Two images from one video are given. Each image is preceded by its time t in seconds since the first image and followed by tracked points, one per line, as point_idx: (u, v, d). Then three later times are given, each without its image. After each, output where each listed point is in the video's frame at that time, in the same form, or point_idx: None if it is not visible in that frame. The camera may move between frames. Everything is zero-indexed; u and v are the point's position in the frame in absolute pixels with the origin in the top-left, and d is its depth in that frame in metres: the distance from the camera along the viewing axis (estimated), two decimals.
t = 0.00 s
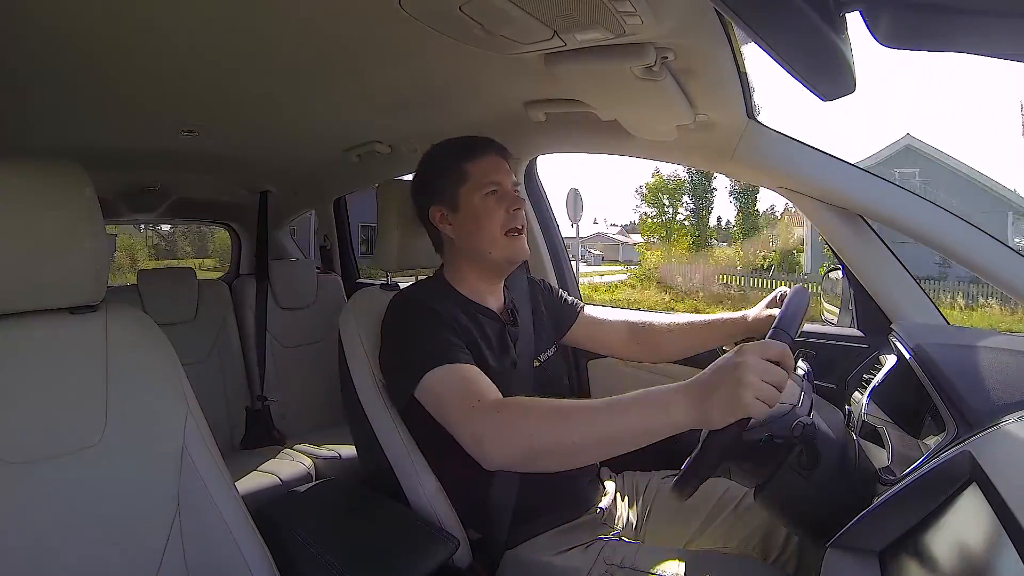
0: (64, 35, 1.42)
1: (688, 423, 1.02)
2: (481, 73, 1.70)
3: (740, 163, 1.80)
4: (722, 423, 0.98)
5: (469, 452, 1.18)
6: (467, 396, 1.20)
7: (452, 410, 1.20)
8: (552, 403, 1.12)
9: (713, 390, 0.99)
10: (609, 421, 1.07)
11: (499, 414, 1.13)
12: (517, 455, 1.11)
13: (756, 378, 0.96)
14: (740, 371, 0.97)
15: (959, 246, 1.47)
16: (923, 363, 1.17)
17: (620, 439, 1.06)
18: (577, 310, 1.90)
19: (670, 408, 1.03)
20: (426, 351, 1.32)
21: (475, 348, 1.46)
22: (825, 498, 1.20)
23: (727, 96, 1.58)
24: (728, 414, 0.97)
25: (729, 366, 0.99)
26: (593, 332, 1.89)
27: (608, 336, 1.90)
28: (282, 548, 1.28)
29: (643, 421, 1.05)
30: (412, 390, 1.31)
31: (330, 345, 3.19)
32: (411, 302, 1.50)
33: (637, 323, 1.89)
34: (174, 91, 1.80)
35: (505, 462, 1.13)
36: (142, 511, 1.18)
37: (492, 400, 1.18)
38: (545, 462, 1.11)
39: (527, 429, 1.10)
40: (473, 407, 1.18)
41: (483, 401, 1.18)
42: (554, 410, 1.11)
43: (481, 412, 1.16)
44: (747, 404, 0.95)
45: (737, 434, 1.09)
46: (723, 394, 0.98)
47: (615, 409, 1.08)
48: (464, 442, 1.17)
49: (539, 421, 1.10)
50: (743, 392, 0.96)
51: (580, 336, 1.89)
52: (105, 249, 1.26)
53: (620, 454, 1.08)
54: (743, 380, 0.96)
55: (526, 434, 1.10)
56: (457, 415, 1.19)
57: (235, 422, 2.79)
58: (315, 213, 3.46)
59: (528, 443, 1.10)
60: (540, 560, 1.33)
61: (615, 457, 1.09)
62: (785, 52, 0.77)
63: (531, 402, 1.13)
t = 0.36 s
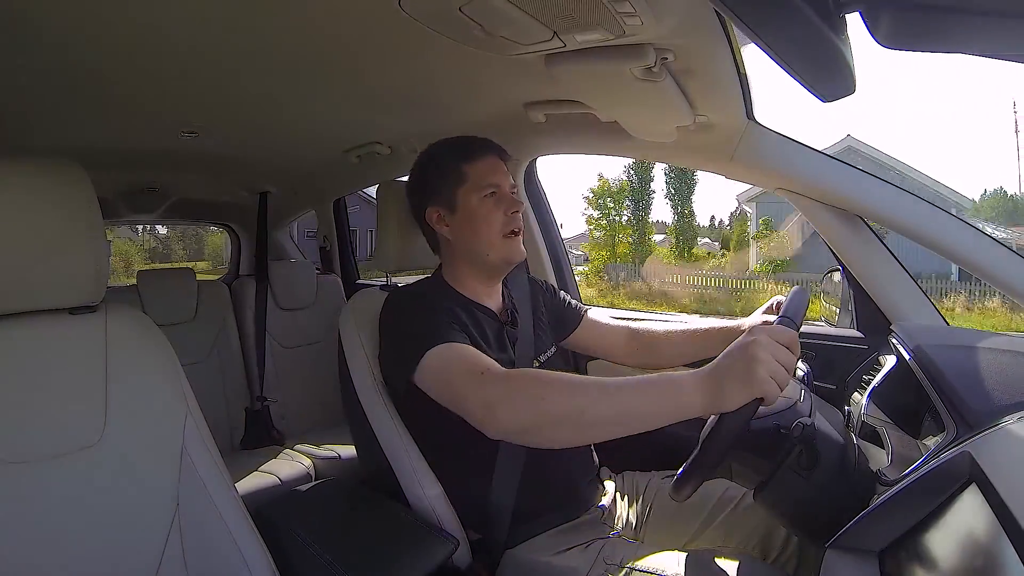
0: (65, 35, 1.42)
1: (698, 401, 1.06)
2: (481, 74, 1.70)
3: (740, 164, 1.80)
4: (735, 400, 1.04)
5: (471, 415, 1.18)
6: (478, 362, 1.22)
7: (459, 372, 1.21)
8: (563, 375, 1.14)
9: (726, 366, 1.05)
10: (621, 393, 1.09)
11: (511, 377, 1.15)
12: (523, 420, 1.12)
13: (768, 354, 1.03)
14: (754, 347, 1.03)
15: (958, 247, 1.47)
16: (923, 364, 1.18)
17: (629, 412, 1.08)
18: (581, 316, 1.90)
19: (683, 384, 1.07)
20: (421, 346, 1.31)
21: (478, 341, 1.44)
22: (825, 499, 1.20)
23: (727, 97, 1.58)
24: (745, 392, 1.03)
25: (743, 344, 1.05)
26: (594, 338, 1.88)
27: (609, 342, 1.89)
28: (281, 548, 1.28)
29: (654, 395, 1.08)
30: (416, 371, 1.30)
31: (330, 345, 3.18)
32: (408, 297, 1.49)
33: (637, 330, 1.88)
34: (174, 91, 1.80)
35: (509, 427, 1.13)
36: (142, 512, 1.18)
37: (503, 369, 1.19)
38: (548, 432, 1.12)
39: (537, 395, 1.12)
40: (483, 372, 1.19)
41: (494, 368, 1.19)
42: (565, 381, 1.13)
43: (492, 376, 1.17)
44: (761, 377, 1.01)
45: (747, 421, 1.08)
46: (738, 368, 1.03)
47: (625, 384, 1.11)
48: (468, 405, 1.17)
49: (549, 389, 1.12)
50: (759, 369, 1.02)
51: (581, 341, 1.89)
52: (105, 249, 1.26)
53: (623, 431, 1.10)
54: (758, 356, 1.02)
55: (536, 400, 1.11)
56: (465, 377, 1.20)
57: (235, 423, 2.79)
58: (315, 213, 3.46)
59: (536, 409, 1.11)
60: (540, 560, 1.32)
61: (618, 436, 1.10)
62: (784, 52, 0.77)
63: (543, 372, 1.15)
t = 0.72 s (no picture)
0: (64, 36, 1.42)
1: (699, 399, 1.05)
2: (481, 74, 1.70)
3: (740, 163, 1.80)
4: (735, 399, 1.03)
5: (470, 408, 1.19)
6: (481, 357, 1.23)
7: (460, 365, 1.22)
8: (565, 371, 1.14)
9: (727, 364, 1.04)
10: (620, 390, 1.09)
11: (512, 371, 1.15)
12: (521, 414, 1.12)
13: (769, 352, 1.02)
14: (755, 343, 1.02)
15: (959, 247, 1.47)
16: (924, 364, 1.17)
17: (627, 409, 1.08)
18: (576, 305, 1.88)
19: (684, 381, 1.07)
20: (420, 346, 1.31)
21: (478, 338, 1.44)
22: (824, 500, 1.20)
23: (727, 97, 1.58)
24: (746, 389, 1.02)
25: (745, 341, 1.04)
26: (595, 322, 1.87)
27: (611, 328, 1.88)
28: (280, 548, 1.27)
29: (654, 392, 1.07)
30: (415, 368, 1.31)
31: (329, 345, 3.18)
32: (408, 294, 1.49)
33: (641, 310, 1.88)
34: (174, 91, 1.80)
35: (507, 420, 1.14)
36: (141, 511, 1.18)
37: (504, 364, 1.20)
38: (547, 427, 1.12)
39: (537, 389, 1.12)
40: (484, 366, 1.20)
41: (496, 362, 1.20)
42: (565, 376, 1.13)
43: (493, 369, 1.18)
44: (761, 374, 1.00)
45: (749, 420, 1.06)
46: (738, 365, 1.03)
47: (626, 381, 1.10)
48: (468, 397, 1.18)
49: (549, 384, 1.12)
50: (760, 365, 1.01)
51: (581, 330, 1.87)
52: (105, 249, 1.26)
53: (622, 428, 1.09)
54: (758, 353, 1.02)
55: (535, 395, 1.12)
56: (466, 370, 1.21)
57: (234, 422, 2.79)
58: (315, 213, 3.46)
59: (534, 404, 1.11)
60: (540, 560, 1.32)
61: (617, 433, 1.10)
62: (784, 52, 0.77)
63: (544, 367, 1.15)
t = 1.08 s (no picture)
0: (64, 36, 1.42)
1: (699, 397, 1.05)
2: (481, 74, 1.70)
3: (740, 163, 1.80)
4: (736, 397, 1.02)
5: (471, 405, 1.19)
6: (482, 354, 1.23)
7: (461, 362, 1.22)
8: (565, 369, 1.14)
9: (728, 362, 1.04)
10: (621, 387, 1.09)
11: (513, 369, 1.16)
12: (521, 411, 1.12)
13: (771, 350, 1.01)
14: (756, 342, 1.02)
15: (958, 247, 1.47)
16: (924, 364, 1.17)
17: (628, 407, 1.07)
18: (579, 302, 1.89)
19: (684, 379, 1.07)
20: (420, 346, 1.31)
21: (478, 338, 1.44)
22: (825, 499, 1.20)
23: (727, 97, 1.58)
24: (746, 388, 1.01)
25: (745, 340, 1.04)
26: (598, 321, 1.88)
27: (612, 325, 1.88)
28: (280, 547, 1.28)
29: (655, 390, 1.07)
30: (416, 365, 1.31)
31: (330, 345, 3.18)
32: (408, 294, 1.48)
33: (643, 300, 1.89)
34: (174, 92, 1.80)
35: (507, 417, 1.14)
36: (141, 511, 1.18)
37: (505, 362, 1.20)
38: (546, 424, 1.12)
39: (537, 387, 1.12)
40: (485, 363, 1.20)
41: (497, 360, 1.20)
42: (566, 374, 1.13)
43: (494, 367, 1.18)
44: (762, 373, 1.00)
45: (749, 420, 1.07)
46: (739, 364, 1.02)
47: (627, 379, 1.10)
48: (468, 394, 1.19)
49: (549, 381, 1.12)
50: (760, 363, 1.00)
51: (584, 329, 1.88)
52: (106, 249, 1.26)
53: (622, 427, 1.09)
54: (759, 351, 1.01)
55: (535, 392, 1.12)
56: (466, 367, 1.21)
57: (235, 422, 2.79)
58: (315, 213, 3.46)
59: (534, 401, 1.12)
60: (540, 560, 1.32)
61: (617, 431, 1.09)
62: (785, 52, 0.77)
63: (545, 365, 1.15)
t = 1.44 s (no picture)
0: (65, 36, 1.42)
1: (699, 401, 1.05)
2: (481, 74, 1.70)
3: (740, 164, 1.80)
4: (735, 399, 1.02)
5: (471, 409, 1.19)
6: (480, 357, 1.23)
7: (459, 366, 1.22)
8: (564, 372, 1.14)
9: (727, 364, 1.04)
10: (620, 391, 1.09)
11: (512, 372, 1.16)
12: (520, 414, 1.13)
13: (769, 352, 1.01)
14: (754, 344, 1.01)
15: (961, 248, 1.47)
16: (925, 364, 1.17)
17: (626, 410, 1.07)
18: (581, 300, 1.89)
19: (683, 381, 1.06)
20: (420, 346, 1.31)
21: (477, 338, 1.44)
22: (825, 499, 1.20)
23: (727, 97, 1.58)
24: (745, 391, 1.01)
25: (744, 341, 1.03)
26: (598, 318, 1.88)
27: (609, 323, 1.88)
28: (280, 547, 1.28)
29: (653, 393, 1.07)
30: (416, 369, 1.31)
31: (330, 345, 3.18)
32: (406, 295, 1.48)
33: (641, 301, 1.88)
34: (174, 91, 1.80)
35: (506, 421, 1.14)
36: (141, 512, 1.18)
37: (504, 365, 1.20)
38: (546, 428, 1.12)
39: (536, 390, 1.12)
40: (484, 366, 1.20)
41: (496, 363, 1.20)
42: (565, 377, 1.13)
43: (492, 370, 1.18)
44: (761, 375, 0.99)
45: (749, 420, 1.07)
46: (738, 366, 1.02)
47: (626, 381, 1.10)
48: (468, 398, 1.19)
49: (548, 385, 1.12)
50: (759, 366, 1.00)
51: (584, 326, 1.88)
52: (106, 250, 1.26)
53: (622, 429, 1.09)
54: (758, 353, 1.01)
55: (534, 395, 1.12)
56: (465, 371, 1.21)
57: (235, 422, 2.79)
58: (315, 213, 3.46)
59: (533, 404, 1.12)
60: (541, 560, 1.32)
61: (617, 433, 1.09)
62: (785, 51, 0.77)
63: (544, 368, 1.15)
